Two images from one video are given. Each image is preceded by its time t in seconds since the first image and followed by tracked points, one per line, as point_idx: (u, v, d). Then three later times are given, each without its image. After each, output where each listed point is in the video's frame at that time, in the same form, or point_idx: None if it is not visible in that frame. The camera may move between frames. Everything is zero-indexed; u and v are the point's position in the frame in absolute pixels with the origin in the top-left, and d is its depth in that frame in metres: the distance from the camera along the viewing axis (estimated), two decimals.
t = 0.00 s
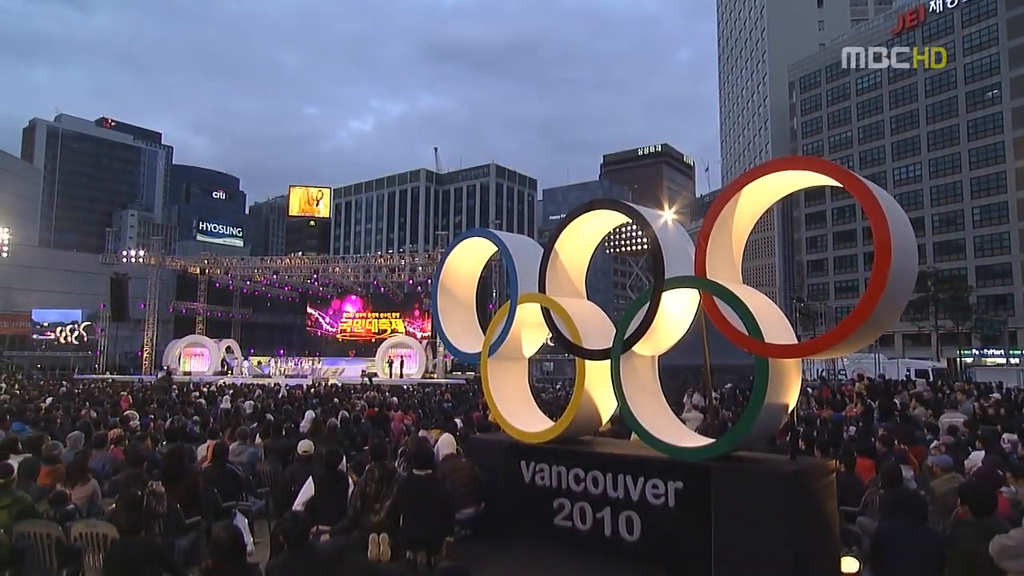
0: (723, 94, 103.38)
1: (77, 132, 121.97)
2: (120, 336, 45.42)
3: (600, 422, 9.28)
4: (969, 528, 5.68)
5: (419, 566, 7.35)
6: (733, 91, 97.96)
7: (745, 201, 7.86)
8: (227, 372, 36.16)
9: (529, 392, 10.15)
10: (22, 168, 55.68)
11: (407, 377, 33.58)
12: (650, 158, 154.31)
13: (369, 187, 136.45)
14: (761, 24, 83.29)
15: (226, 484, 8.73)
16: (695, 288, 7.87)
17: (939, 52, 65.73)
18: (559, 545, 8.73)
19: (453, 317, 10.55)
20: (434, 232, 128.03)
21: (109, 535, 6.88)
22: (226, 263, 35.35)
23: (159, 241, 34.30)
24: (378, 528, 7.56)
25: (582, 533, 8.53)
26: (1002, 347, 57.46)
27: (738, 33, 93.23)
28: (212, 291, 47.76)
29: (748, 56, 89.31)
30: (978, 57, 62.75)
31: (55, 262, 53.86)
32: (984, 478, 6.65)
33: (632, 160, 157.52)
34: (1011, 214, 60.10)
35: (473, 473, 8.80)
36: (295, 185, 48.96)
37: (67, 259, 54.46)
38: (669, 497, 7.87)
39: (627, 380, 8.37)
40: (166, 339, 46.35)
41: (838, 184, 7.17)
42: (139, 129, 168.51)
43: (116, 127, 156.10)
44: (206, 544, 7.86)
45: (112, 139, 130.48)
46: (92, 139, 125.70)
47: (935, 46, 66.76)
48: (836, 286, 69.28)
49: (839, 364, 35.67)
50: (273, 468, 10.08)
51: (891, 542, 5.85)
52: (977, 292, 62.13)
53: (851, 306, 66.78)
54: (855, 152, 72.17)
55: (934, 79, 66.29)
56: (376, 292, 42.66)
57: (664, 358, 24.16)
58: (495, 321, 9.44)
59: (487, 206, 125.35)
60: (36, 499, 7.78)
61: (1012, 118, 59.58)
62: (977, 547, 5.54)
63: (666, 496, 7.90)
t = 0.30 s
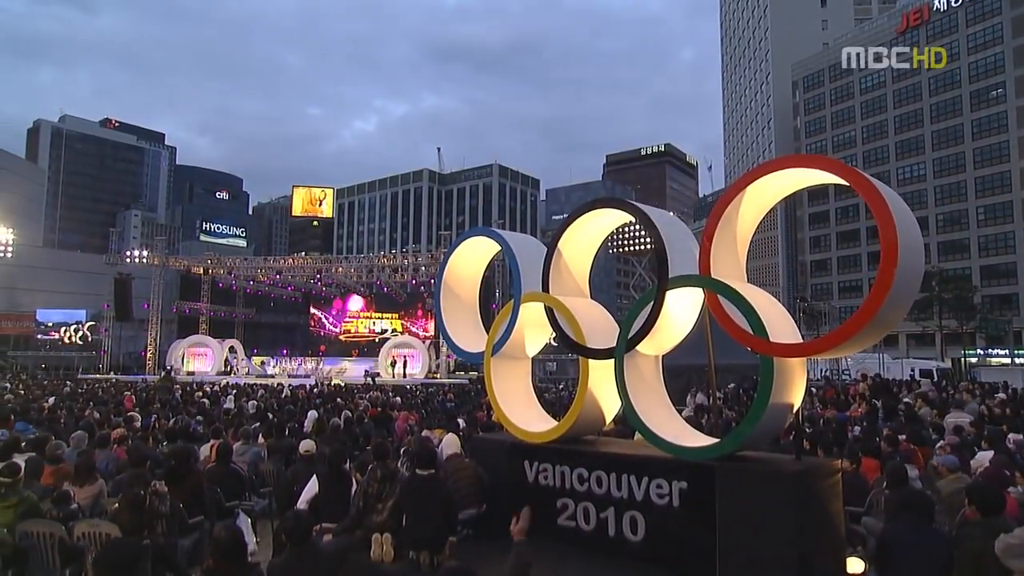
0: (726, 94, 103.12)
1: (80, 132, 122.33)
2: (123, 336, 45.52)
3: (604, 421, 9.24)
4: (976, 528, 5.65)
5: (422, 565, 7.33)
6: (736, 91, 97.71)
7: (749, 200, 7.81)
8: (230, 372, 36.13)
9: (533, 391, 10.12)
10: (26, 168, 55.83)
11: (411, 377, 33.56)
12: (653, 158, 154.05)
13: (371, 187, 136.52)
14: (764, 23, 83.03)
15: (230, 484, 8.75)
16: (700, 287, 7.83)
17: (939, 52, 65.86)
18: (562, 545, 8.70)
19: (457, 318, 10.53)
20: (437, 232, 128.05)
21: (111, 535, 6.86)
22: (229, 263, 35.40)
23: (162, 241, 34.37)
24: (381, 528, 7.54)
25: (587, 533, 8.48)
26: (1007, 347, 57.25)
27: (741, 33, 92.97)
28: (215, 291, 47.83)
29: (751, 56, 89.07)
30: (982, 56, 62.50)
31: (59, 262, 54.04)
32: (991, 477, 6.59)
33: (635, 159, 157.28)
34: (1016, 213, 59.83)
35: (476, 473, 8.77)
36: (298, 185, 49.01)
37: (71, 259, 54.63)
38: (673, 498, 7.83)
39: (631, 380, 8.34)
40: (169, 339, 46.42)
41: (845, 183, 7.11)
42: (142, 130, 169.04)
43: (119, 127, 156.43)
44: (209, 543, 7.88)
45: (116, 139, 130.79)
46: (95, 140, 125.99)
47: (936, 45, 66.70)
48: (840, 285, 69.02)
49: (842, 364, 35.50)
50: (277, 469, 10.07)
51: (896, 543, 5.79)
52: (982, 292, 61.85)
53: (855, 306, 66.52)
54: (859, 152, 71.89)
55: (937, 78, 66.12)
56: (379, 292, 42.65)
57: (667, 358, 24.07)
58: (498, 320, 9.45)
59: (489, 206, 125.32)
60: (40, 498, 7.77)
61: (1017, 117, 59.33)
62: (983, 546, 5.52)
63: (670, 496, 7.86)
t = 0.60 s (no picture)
0: (729, 93, 102.84)
1: (84, 133, 122.63)
2: (127, 336, 45.63)
3: (607, 421, 9.20)
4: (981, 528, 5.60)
5: (426, 565, 7.31)
6: (739, 90, 97.45)
7: (753, 198, 7.75)
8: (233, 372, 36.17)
9: (536, 390, 10.09)
10: (30, 168, 56.04)
11: (413, 377, 33.48)
12: (656, 158, 153.71)
13: (374, 188, 136.54)
14: (767, 22, 82.75)
15: (233, 483, 8.73)
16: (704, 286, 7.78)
17: (939, 52, 65.89)
18: (566, 544, 8.66)
19: (459, 317, 10.49)
20: (439, 232, 128.10)
21: (114, 533, 6.83)
22: (232, 263, 35.45)
23: (165, 241, 34.42)
24: (385, 527, 7.48)
25: (591, 532, 8.45)
26: (1011, 347, 56.98)
27: (744, 32, 92.72)
28: (218, 291, 47.92)
29: (754, 55, 88.84)
30: (987, 54, 62.20)
31: (63, 262, 54.21)
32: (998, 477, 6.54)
33: (638, 159, 156.96)
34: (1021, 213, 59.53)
35: (480, 473, 8.74)
36: (301, 186, 49.07)
37: (75, 259, 54.78)
38: (677, 497, 7.78)
39: (635, 379, 8.29)
40: (172, 339, 46.51)
41: (852, 181, 7.04)
42: (146, 130, 169.45)
43: (122, 128, 156.80)
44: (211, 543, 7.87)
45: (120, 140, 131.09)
46: (99, 140, 126.32)
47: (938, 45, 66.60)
48: (843, 285, 68.77)
49: (846, 363, 35.29)
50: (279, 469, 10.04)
51: (902, 543, 5.74)
52: (986, 291, 61.58)
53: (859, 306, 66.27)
54: (862, 151, 71.60)
55: (940, 77, 65.88)
56: (381, 292, 42.63)
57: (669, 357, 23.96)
58: (501, 319, 9.43)
59: (492, 205, 125.25)
60: (44, 498, 7.78)
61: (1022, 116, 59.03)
62: (989, 546, 5.48)
63: (674, 495, 7.83)
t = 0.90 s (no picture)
0: (729, 94, 102.77)
1: (83, 133, 122.68)
2: (127, 336, 45.60)
3: (608, 421, 9.16)
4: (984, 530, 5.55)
5: (425, 565, 7.28)
6: (739, 90, 97.43)
7: (754, 196, 7.72)
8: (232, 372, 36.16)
9: (537, 390, 10.06)
10: (29, 168, 56.02)
11: (413, 377, 33.46)
12: (656, 158, 153.62)
13: (374, 188, 136.52)
14: (767, 22, 82.70)
15: (233, 484, 8.68)
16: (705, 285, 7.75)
17: (939, 52, 65.85)
18: (566, 544, 8.62)
19: (459, 315, 10.45)
20: (439, 233, 128.07)
21: (112, 534, 6.79)
22: (231, 263, 35.41)
23: (165, 241, 34.39)
24: (385, 528, 7.45)
25: (591, 532, 8.41)
26: (1011, 347, 56.99)
27: (744, 32, 92.71)
28: (218, 291, 47.90)
29: (754, 55, 88.81)
30: (987, 54, 62.19)
31: (62, 262, 54.21)
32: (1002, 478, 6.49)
33: (637, 159, 156.89)
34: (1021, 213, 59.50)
35: (479, 473, 8.71)
36: (300, 185, 49.05)
37: (75, 259, 54.78)
38: (678, 496, 7.75)
39: (635, 379, 8.25)
40: (171, 339, 46.46)
41: (855, 180, 7.00)
42: (145, 130, 169.48)
43: (122, 128, 156.79)
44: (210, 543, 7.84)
45: (119, 140, 131.07)
46: (98, 141, 126.36)
47: (938, 44, 66.59)
48: (843, 285, 68.73)
49: (846, 363, 35.20)
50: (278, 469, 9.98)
51: (904, 543, 5.69)
52: (986, 291, 61.55)
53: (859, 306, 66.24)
54: (863, 151, 71.56)
55: (940, 77, 65.87)
56: (381, 292, 42.58)
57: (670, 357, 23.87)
58: (501, 318, 9.40)
59: (492, 206, 125.25)
60: (43, 497, 7.73)
61: (1021, 116, 59.03)
62: (991, 547, 5.45)
63: (674, 494, 7.79)
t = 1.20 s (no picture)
0: (729, 93, 102.67)
1: (84, 133, 122.84)
2: (126, 336, 45.57)
3: (608, 421, 9.09)
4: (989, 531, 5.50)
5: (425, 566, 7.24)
6: (739, 90, 97.33)
7: (757, 193, 7.67)
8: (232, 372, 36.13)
9: (538, 389, 9.99)
10: (29, 167, 55.94)
11: (413, 377, 33.47)
12: (656, 158, 153.48)
13: (374, 188, 136.43)
14: (767, 22, 82.64)
15: (233, 485, 8.57)
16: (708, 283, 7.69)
17: (939, 52, 65.78)
18: (567, 544, 8.56)
19: (458, 314, 10.39)
20: (439, 232, 128.04)
21: (110, 535, 6.74)
22: (231, 263, 35.39)
23: (164, 241, 34.34)
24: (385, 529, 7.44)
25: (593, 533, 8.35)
26: (1011, 347, 56.90)
27: (744, 32, 92.66)
28: (218, 291, 47.89)
29: (755, 55, 88.75)
30: (987, 54, 62.12)
31: (62, 262, 54.25)
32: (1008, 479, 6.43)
33: (637, 159, 156.79)
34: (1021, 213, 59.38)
35: (480, 474, 8.66)
36: (300, 185, 49.03)
37: (75, 259, 54.81)
38: (681, 498, 7.68)
39: (638, 377, 8.21)
40: (171, 339, 46.44)
41: (860, 178, 6.95)
42: (146, 130, 169.61)
43: (122, 128, 156.85)
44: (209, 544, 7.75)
45: (119, 139, 131.06)
46: (99, 140, 126.41)
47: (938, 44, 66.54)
48: (843, 285, 68.70)
49: (846, 362, 35.05)
50: (276, 469, 9.89)
51: (911, 544, 5.62)
52: (986, 291, 61.45)
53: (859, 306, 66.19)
54: (863, 151, 71.47)
55: (940, 77, 65.81)
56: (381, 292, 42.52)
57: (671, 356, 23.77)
58: (502, 317, 9.35)
59: (492, 205, 125.24)
60: (40, 498, 7.67)
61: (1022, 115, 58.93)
62: (996, 549, 5.39)
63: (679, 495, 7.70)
